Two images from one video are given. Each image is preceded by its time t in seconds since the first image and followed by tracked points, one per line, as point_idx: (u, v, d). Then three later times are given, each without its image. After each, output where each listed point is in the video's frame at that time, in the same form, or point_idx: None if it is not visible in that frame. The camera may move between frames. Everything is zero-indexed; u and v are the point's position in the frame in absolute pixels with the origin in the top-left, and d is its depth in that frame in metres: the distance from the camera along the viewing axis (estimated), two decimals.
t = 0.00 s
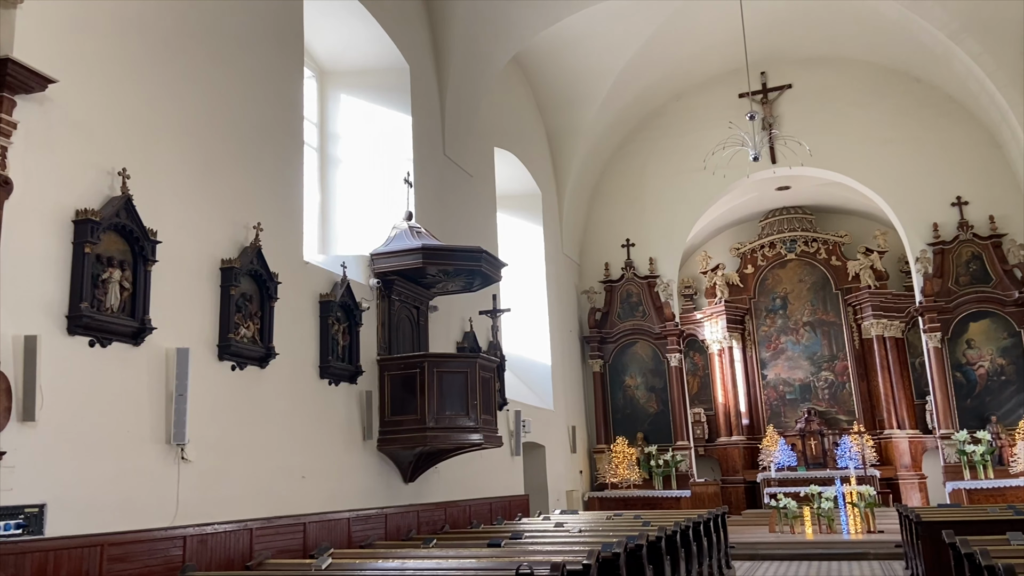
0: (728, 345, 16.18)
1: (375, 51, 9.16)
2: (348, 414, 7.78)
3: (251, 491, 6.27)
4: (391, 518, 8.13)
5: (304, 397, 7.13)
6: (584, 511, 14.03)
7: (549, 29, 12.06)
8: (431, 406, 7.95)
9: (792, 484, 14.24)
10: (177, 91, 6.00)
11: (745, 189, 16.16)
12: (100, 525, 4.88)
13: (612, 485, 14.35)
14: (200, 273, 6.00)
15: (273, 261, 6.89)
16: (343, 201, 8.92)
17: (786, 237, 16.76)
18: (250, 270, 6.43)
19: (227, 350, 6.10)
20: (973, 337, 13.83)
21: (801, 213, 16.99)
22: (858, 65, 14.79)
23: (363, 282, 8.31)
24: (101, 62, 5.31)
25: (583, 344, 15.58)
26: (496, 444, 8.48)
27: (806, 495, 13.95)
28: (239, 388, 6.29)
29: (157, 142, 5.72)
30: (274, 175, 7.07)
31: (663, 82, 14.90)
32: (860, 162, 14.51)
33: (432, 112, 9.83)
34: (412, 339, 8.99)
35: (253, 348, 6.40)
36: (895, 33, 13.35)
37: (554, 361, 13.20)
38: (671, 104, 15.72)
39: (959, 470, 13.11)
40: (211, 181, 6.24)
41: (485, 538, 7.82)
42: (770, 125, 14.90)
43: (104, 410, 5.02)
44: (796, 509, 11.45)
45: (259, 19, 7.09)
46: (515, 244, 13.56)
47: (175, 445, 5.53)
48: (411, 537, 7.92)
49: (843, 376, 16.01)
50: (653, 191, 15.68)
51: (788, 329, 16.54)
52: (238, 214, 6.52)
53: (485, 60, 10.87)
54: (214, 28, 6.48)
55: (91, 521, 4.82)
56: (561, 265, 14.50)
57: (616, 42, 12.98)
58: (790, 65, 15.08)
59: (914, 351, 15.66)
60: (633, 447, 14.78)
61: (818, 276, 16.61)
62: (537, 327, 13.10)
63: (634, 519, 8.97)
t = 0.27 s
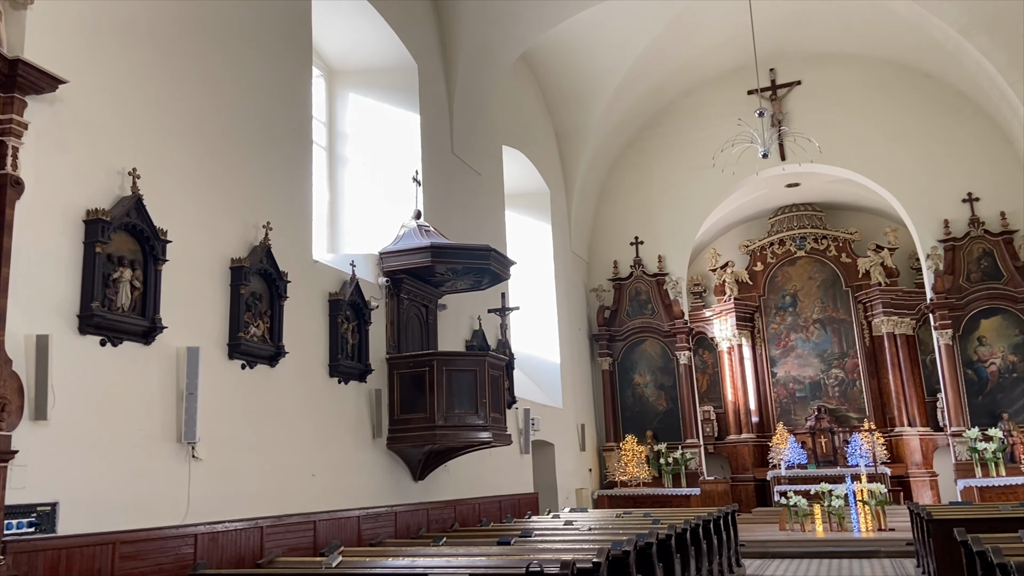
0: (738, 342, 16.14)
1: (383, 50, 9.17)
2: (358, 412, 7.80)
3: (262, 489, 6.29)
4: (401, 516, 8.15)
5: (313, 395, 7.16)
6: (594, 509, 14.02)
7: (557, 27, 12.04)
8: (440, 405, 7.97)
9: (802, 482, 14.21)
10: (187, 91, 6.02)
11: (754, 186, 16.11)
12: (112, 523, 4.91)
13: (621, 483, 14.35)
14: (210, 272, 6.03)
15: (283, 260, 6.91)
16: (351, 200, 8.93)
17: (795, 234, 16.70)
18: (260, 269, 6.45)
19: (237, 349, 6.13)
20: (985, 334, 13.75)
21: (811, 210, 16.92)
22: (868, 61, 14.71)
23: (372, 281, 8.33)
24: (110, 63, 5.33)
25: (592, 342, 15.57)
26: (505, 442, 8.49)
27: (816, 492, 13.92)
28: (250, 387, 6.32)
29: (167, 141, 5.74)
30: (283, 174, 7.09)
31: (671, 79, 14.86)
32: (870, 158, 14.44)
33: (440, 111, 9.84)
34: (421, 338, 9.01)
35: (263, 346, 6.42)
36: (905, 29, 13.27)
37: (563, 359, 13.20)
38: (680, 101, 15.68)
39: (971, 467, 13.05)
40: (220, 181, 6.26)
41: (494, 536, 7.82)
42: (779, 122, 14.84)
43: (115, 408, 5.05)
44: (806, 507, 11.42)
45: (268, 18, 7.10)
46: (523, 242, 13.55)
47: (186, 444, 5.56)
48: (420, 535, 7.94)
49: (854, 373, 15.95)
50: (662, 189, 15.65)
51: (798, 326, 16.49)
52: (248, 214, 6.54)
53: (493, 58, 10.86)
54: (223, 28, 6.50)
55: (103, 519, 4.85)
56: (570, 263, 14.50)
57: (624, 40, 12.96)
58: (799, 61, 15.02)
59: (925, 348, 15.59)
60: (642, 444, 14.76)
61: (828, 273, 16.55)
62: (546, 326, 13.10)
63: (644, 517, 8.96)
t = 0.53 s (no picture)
0: (750, 340, 16.09)
1: (394, 49, 9.18)
2: (370, 410, 7.82)
3: (275, 487, 6.32)
4: (413, 514, 8.16)
5: (326, 394, 7.18)
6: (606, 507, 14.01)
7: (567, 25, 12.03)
8: (452, 403, 7.98)
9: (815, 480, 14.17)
10: (199, 91, 6.05)
11: (766, 183, 16.04)
12: (127, 521, 4.94)
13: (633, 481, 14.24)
14: (222, 271, 6.05)
15: (295, 259, 6.93)
16: (363, 199, 8.95)
17: (808, 231, 16.62)
18: (272, 268, 6.47)
19: (250, 348, 6.15)
20: (999, 331, 13.65)
21: (823, 207, 16.83)
22: (880, 56, 14.62)
23: (384, 279, 8.34)
24: (123, 63, 5.36)
25: (604, 340, 15.56)
26: (517, 440, 8.49)
27: (830, 490, 13.86)
28: (263, 385, 6.34)
29: (179, 142, 5.77)
30: (295, 174, 7.11)
31: (682, 76, 14.82)
32: (883, 154, 14.35)
33: (450, 110, 9.84)
34: (433, 336, 9.02)
35: (276, 345, 6.44)
36: (918, 24, 13.18)
37: (575, 357, 13.19)
38: (691, 98, 15.63)
39: (986, 465, 12.96)
40: (233, 180, 6.29)
41: (506, 534, 7.83)
42: (791, 118, 14.77)
43: (129, 407, 5.08)
44: (819, 505, 11.37)
45: (279, 18, 7.12)
46: (535, 240, 13.55)
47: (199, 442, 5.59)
48: (433, 534, 7.95)
49: (867, 371, 15.86)
50: (673, 186, 15.61)
51: (810, 323, 16.42)
52: (260, 213, 6.56)
53: (503, 56, 10.85)
54: (235, 28, 6.53)
55: (118, 518, 4.88)
56: (581, 261, 14.48)
57: (635, 37, 12.93)
58: (811, 57, 14.94)
59: (939, 345, 15.49)
60: (654, 442, 14.74)
61: (841, 270, 16.46)
62: (558, 324, 13.09)
63: (656, 515, 8.94)
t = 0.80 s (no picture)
0: (761, 335, 16.03)
1: (402, 46, 9.18)
2: (381, 406, 7.84)
3: (287, 483, 6.34)
4: (424, 510, 8.18)
5: (336, 390, 7.20)
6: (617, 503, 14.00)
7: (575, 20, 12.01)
8: (462, 399, 7.99)
9: (827, 476, 14.13)
10: (209, 88, 6.06)
11: (776, 178, 15.97)
12: (139, 517, 4.97)
13: (643, 477, 14.24)
14: (233, 268, 6.07)
15: (305, 256, 6.95)
16: (372, 195, 8.96)
17: (818, 226, 16.55)
18: (282, 265, 6.49)
19: (261, 345, 6.17)
20: (1012, 326, 13.57)
21: (834, 201, 16.75)
22: (891, 50, 14.53)
23: (394, 276, 8.35)
24: (134, 62, 5.39)
25: (614, 335, 15.54)
26: (527, 436, 8.50)
27: (841, 486, 13.82)
28: (273, 382, 6.36)
29: (190, 140, 5.80)
30: (304, 171, 7.12)
31: (691, 71, 14.77)
32: (895, 148, 14.27)
33: (459, 105, 9.85)
34: (442, 332, 9.03)
35: (286, 342, 6.46)
36: (929, 18, 13.09)
37: (585, 353, 13.18)
38: (701, 93, 15.58)
39: (999, 460, 12.89)
40: (243, 177, 6.30)
41: (517, 530, 7.84)
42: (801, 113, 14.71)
43: (141, 404, 5.10)
44: (831, 501, 11.34)
45: (288, 15, 7.13)
46: (544, 236, 13.54)
47: (210, 439, 5.61)
48: (443, 529, 7.97)
49: (879, 366, 15.80)
50: (682, 181, 15.57)
51: (821, 319, 16.36)
52: (270, 210, 6.58)
53: (511, 52, 10.84)
54: (244, 25, 6.54)
55: (131, 514, 4.91)
56: (591, 257, 14.47)
57: (643, 32, 12.90)
58: (821, 51, 14.87)
59: (951, 340, 15.41)
60: (665, 438, 14.72)
61: (852, 265, 16.39)
62: (567, 320, 13.08)
63: (667, 511, 8.94)
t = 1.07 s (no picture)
0: (770, 332, 15.98)
1: (411, 43, 9.18)
2: (391, 404, 7.85)
3: (297, 480, 6.37)
4: (433, 507, 8.20)
5: (346, 388, 7.22)
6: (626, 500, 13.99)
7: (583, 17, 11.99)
8: (471, 396, 8.00)
9: (837, 472, 14.08)
10: (218, 87, 6.08)
11: (786, 174, 15.91)
12: (151, 514, 5.00)
13: (653, 474, 14.26)
14: (243, 267, 6.09)
15: (314, 254, 6.96)
16: (381, 194, 8.96)
17: (828, 222, 16.47)
18: (292, 263, 6.51)
19: (271, 342, 6.19)
20: None
21: (844, 197, 16.67)
22: (901, 45, 14.44)
23: (403, 273, 8.36)
24: (144, 61, 5.40)
25: (623, 332, 15.52)
26: (536, 433, 8.50)
27: (852, 483, 13.77)
28: (284, 380, 6.39)
29: (200, 138, 5.81)
30: (313, 169, 7.14)
31: (700, 66, 14.73)
32: (905, 143, 14.20)
33: (467, 103, 9.85)
34: (451, 330, 9.03)
35: (296, 339, 6.48)
36: (939, 12, 13.01)
37: (594, 350, 13.17)
38: (710, 89, 15.53)
39: (1011, 457, 12.81)
40: (252, 176, 6.32)
41: (526, 527, 7.85)
42: (810, 108, 14.64)
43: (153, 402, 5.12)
44: (841, 498, 11.30)
45: (297, 14, 7.15)
46: (553, 233, 13.53)
47: (221, 436, 5.63)
48: (453, 526, 7.98)
49: (890, 362, 15.72)
50: (691, 178, 15.52)
51: (832, 315, 16.29)
52: (279, 209, 6.60)
53: (520, 49, 10.83)
54: (254, 24, 6.56)
55: (143, 511, 4.94)
56: (599, 253, 14.44)
57: (652, 29, 12.86)
58: (831, 46, 14.80)
59: (963, 336, 15.33)
60: (674, 435, 14.70)
61: (862, 261, 16.31)
62: (576, 317, 13.06)
63: (677, 508, 8.93)
